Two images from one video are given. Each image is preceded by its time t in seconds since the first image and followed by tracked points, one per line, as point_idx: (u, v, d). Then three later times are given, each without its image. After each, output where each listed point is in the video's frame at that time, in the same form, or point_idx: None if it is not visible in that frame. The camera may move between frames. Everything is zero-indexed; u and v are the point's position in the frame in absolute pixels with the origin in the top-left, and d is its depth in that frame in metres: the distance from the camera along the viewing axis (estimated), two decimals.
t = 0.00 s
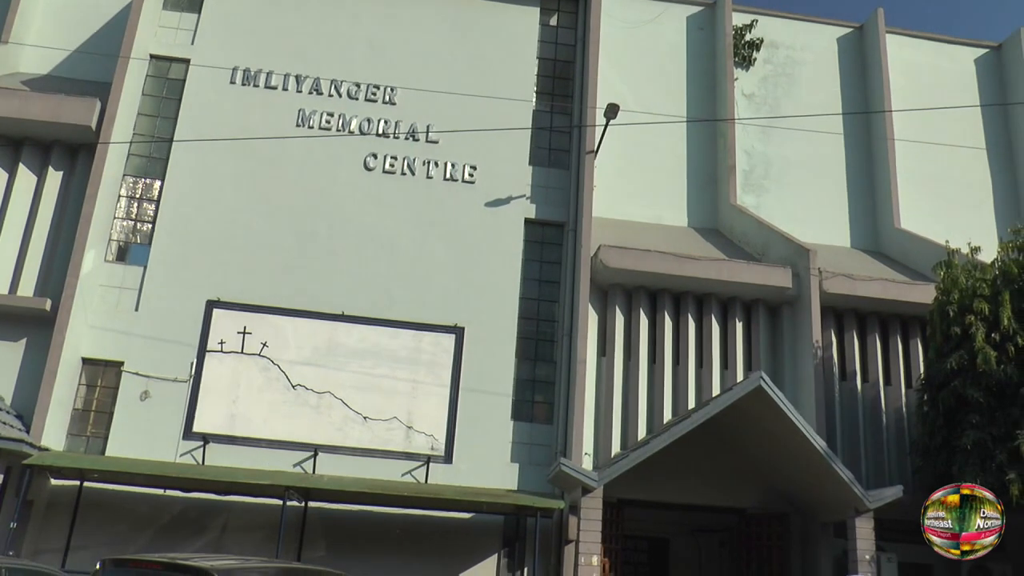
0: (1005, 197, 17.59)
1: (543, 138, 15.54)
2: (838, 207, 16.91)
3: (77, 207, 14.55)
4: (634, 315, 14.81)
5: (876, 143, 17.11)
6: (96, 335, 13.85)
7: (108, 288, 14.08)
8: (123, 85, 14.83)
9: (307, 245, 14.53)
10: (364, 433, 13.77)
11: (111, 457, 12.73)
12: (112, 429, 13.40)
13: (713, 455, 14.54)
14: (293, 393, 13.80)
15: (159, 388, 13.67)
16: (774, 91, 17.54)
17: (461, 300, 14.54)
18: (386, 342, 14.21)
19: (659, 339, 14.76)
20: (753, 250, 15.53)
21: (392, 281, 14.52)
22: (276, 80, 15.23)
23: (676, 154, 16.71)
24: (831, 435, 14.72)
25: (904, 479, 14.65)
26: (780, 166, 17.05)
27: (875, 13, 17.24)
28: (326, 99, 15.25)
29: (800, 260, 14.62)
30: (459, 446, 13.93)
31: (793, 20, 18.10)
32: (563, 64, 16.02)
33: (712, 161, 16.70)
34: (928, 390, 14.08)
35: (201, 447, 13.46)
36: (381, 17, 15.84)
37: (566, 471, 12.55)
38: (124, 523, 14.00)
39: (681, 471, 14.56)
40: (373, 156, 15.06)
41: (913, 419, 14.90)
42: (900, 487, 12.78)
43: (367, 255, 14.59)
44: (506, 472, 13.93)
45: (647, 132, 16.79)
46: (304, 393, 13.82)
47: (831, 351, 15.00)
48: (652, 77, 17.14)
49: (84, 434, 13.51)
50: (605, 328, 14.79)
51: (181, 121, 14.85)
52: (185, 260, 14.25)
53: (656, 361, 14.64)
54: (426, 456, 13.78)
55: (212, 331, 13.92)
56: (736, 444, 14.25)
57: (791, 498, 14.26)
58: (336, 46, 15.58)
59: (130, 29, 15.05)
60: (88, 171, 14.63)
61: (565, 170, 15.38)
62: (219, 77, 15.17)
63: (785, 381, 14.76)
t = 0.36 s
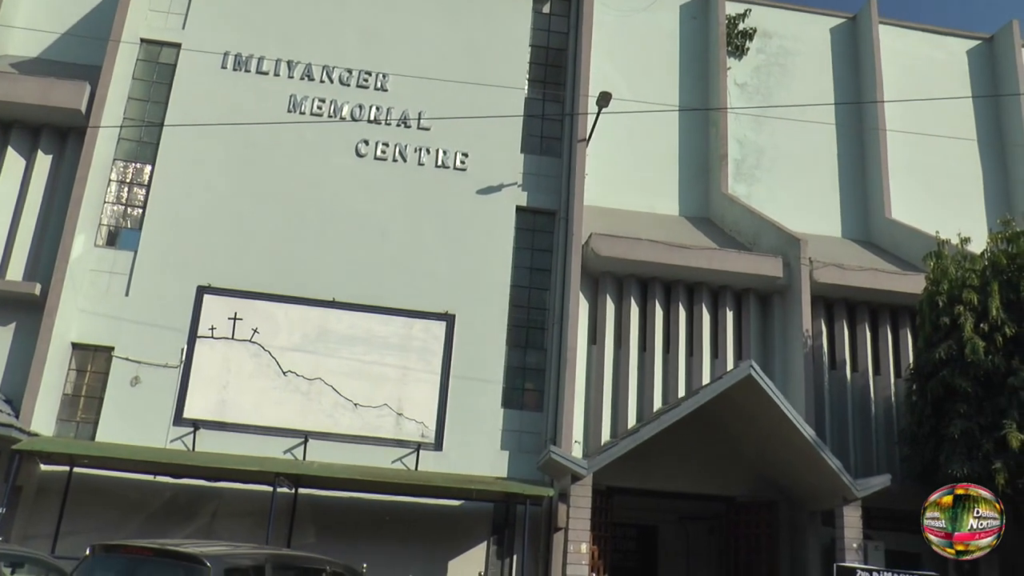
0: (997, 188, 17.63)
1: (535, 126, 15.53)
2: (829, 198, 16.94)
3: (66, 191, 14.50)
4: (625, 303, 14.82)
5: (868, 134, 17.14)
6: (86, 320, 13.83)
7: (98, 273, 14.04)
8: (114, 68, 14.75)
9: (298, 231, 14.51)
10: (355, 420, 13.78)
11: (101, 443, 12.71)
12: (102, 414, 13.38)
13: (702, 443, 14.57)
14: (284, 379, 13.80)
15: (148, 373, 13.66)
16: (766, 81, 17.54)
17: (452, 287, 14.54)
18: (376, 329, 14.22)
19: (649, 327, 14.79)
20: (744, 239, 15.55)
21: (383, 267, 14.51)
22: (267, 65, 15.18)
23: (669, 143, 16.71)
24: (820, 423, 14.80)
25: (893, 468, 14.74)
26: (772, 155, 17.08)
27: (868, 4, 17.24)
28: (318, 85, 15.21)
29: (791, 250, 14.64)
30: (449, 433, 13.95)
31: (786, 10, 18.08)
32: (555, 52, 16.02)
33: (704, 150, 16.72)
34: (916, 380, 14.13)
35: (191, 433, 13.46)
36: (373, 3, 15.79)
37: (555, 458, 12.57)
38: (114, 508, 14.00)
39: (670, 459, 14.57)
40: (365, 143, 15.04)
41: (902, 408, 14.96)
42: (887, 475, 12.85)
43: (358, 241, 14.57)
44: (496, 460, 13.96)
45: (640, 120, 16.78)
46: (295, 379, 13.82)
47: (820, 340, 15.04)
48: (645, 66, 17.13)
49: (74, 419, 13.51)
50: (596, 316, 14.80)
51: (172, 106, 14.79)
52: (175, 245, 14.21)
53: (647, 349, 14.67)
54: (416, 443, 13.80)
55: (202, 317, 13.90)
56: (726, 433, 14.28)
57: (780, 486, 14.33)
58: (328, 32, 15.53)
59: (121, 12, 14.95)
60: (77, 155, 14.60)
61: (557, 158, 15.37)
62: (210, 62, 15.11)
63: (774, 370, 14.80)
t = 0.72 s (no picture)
0: (988, 184, 17.68)
1: (529, 118, 15.53)
2: (822, 193, 16.98)
3: (58, 180, 14.47)
4: (617, 297, 14.84)
5: (861, 130, 17.18)
6: (77, 310, 13.78)
7: (90, 263, 13.99)
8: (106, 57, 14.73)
9: (291, 222, 14.48)
10: (346, 411, 13.79)
11: (93, 433, 12.69)
12: (93, 404, 13.36)
13: (694, 437, 14.61)
14: (276, 369, 13.79)
15: (140, 364, 13.63)
16: (761, 76, 17.55)
17: (444, 279, 14.54)
18: (369, 321, 14.21)
19: (641, 321, 14.81)
20: (736, 233, 15.58)
21: (376, 259, 14.50)
22: (261, 55, 15.14)
23: (662, 137, 16.73)
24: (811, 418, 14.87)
25: (882, 463, 14.82)
26: (765, 150, 17.11)
27: None
28: (312, 76, 15.18)
29: (783, 245, 14.68)
30: (441, 425, 13.97)
31: (781, 5, 18.09)
32: (550, 45, 16.02)
33: (698, 145, 16.73)
34: (907, 375, 14.20)
35: (183, 423, 13.45)
36: None
37: (547, 451, 12.60)
38: (105, 499, 13.99)
39: (662, 453, 14.57)
40: (358, 134, 15.01)
41: (892, 403, 15.02)
42: (876, 470, 12.92)
43: (351, 233, 14.55)
44: (487, 452, 13.99)
45: (634, 114, 16.78)
46: (286, 370, 13.82)
47: (812, 335, 15.07)
48: (640, 59, 17.13)
49: (65, 409, 13.46)
50: (588, 309, 14.81)
51: (164, 95, 14.74)
52: (168, 235, 14.17)
53: (639, 343, 14.70)
54: (408, 435, 13.82)
55: (194, 307, 13.88)
56: (717, 427, 14.31)
57: (770, 480, 14.40)
58: (322, 22, 15.49)
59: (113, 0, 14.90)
60: (69, 144, 14.56)
61: (550, 151, 15.38)
62: (204, 51, 15.06)
63: (766, 364, 14.85)
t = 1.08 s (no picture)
0: (971, 181, 17.81)
1: (515, 110, 15.53)
2: (807, 189, 17.06)
3: (40, 165, 14.43)
4: (602, 289, 14.87)
5: (847, 126, 17.26)
6: (60, 297, 13.70)
7: (73, 250, 13.91)
8: (90, 43, 14.66)
9: (276, 211, 14.45)
10: (330, 401, 13.78)
11: (74, 421, 12.62)
12: (75, 392, 13.31)
13: (677, 430, 14.69)
14: (259, 359, 13.76)
15: (123, 352, 13.57)
16: (748, 71, 17.59)
17: (429, 270, 14.55)
18: (353, 311, 14.20)
19: (625, 314, 14.86)
20: (721, 227, 15.63)
21: (361, 249, 14.48)
22: (247, 43, 15.08)
23: (648, 130, 16.76)
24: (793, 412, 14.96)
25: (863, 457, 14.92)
26: (750, 145, 17.17)
27: None
28: (298, 64, 15.13)
29: (767, 240, 14.74)
30: (424, 416, 13.97)
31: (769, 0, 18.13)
32: (538, 38, 16.02)
33: (684, 139, 16.78)
34: (888, 370, 14.28)
35: (166, 413, 13.41)
36: None
37: (529, 443, 12.62)
38: (86, 488, 13.94)
39: (645, 445, 14.61)
40: (344, 123, 14.97)
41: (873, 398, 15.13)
42: (856, 464, 13.00)
43: (336, 222, 14.53)
44: (470, 443, 14.01)
45: (621, 107, 16.80)
46: (270, 360, 13.79)
47: (795, 329, 15.15)
48: (627, 53, 17.14)
49: (47, 397, 13.40)
50: (573, 302, 14.84)
51: (149, 82, 14.66)
52: (152, 223, 14.10)
53: (622, 335, 14.74)
54: (391, 426, 13.82)
55: (178, 296, 13.83)
56: (699, 420, 14.37)
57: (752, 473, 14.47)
58: (309, 11, 15.44)
59: None
60: (52, 130, 14.54)
61: (536, 143, 15.40)
62: (189, 38, 14.99)
63: (749, 358, 14.92)
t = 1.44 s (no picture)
0: (954, 177, 17.90)
1: (501, 100, 15.53)
2: (791, 182, 17.13)
3: (21, 148, 14.36)
4: (586, 280, 14.89)
5: (833, 120, 17.33)
6: (41, 282, 13.58)
7: (55, 235, 13.80)
8: (73, 25, 14.57)
9: (260, 197, 14.39)
10: (313, 389, 13.75)
11: (55, 407, 12.53)
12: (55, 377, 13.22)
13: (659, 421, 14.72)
14: (242, 347, 13.71)
15: (105, 338, 13.50)
16: (734, 63, 17.62)
17: (413, 259, 14.53)
18: (337, 298, 14.17)
19: (609, 304, 14.87)
20: (706, 219, 15.67)
21: (345, 237, 14.46)
22: (232, 29, 15.01)
23: (634, 122, 16.78)
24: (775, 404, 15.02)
25: (844, 448, 15.00)
26: (736, 138, 17.22)
27: None
28: (284, 51, 15.07)
29: (752, 232, 14.77)
30: (407, 405, 13.96)
31: None
32: (524, 27, 16.02)
33: (670, 130, 16.81)
34: (870, 363, 14.34)
35: (148, 399, 13.36)
36: None
37: (512, 432, 12.59)
38: (67, 474, 13.85)
39: (628, 437, 14.62)
40: (330, 110, 14.93)
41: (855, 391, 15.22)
42: (837, 456, 13.06)
43: (320, 210, 14.49)
44: (452, 432, 14.01)
45: (608, 98, 16.80)
46: (253, 347, 13.74)
47: (778, 322, 15.20)
48: (614, 44, 17.14)
49: (27, 382, 13.28)
50: (557, 292, 14.85)
51: (133, 66, 14.57)
52: (135, 208, 14.01)
53: (606, 326, 14.75)
54: (374, 414, 13.81)
55: (161, 282, 13.75)
56: (682, 411, 14.41)
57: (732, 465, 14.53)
58: None
59: None
60: (33, 113, 14.47)
61: (521, 133, 15.41)
62: (174, 23, 14.91)
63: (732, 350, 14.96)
